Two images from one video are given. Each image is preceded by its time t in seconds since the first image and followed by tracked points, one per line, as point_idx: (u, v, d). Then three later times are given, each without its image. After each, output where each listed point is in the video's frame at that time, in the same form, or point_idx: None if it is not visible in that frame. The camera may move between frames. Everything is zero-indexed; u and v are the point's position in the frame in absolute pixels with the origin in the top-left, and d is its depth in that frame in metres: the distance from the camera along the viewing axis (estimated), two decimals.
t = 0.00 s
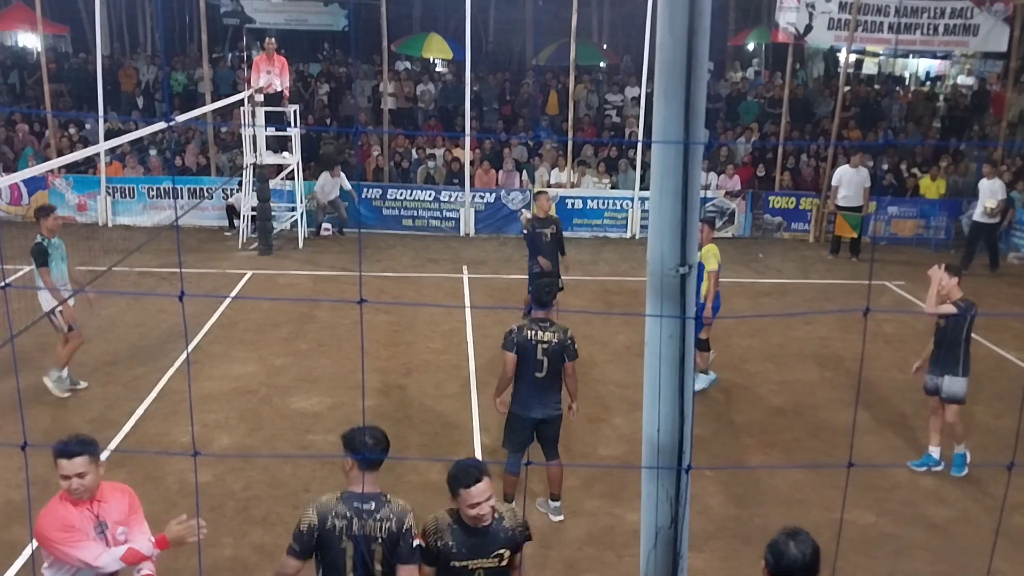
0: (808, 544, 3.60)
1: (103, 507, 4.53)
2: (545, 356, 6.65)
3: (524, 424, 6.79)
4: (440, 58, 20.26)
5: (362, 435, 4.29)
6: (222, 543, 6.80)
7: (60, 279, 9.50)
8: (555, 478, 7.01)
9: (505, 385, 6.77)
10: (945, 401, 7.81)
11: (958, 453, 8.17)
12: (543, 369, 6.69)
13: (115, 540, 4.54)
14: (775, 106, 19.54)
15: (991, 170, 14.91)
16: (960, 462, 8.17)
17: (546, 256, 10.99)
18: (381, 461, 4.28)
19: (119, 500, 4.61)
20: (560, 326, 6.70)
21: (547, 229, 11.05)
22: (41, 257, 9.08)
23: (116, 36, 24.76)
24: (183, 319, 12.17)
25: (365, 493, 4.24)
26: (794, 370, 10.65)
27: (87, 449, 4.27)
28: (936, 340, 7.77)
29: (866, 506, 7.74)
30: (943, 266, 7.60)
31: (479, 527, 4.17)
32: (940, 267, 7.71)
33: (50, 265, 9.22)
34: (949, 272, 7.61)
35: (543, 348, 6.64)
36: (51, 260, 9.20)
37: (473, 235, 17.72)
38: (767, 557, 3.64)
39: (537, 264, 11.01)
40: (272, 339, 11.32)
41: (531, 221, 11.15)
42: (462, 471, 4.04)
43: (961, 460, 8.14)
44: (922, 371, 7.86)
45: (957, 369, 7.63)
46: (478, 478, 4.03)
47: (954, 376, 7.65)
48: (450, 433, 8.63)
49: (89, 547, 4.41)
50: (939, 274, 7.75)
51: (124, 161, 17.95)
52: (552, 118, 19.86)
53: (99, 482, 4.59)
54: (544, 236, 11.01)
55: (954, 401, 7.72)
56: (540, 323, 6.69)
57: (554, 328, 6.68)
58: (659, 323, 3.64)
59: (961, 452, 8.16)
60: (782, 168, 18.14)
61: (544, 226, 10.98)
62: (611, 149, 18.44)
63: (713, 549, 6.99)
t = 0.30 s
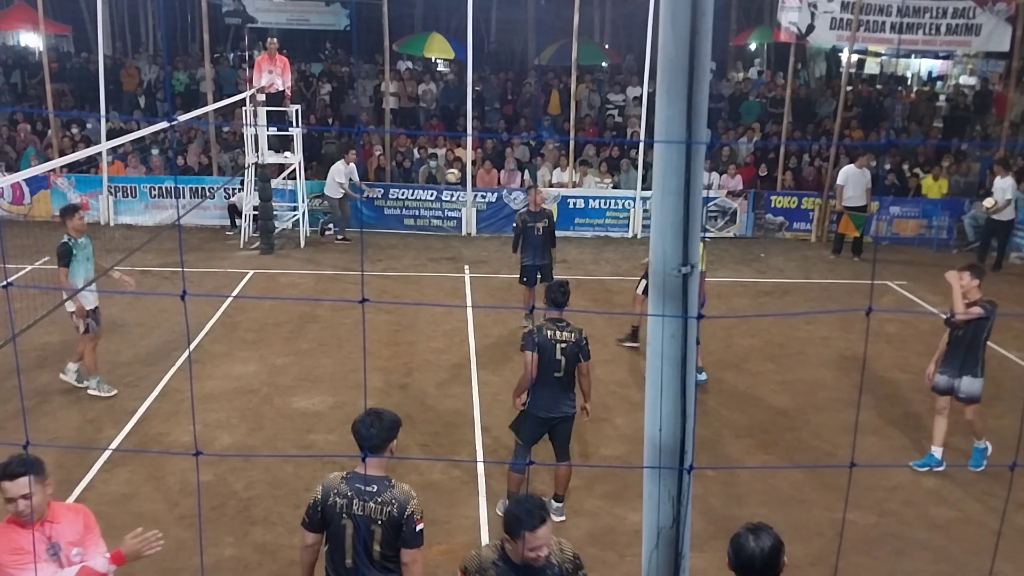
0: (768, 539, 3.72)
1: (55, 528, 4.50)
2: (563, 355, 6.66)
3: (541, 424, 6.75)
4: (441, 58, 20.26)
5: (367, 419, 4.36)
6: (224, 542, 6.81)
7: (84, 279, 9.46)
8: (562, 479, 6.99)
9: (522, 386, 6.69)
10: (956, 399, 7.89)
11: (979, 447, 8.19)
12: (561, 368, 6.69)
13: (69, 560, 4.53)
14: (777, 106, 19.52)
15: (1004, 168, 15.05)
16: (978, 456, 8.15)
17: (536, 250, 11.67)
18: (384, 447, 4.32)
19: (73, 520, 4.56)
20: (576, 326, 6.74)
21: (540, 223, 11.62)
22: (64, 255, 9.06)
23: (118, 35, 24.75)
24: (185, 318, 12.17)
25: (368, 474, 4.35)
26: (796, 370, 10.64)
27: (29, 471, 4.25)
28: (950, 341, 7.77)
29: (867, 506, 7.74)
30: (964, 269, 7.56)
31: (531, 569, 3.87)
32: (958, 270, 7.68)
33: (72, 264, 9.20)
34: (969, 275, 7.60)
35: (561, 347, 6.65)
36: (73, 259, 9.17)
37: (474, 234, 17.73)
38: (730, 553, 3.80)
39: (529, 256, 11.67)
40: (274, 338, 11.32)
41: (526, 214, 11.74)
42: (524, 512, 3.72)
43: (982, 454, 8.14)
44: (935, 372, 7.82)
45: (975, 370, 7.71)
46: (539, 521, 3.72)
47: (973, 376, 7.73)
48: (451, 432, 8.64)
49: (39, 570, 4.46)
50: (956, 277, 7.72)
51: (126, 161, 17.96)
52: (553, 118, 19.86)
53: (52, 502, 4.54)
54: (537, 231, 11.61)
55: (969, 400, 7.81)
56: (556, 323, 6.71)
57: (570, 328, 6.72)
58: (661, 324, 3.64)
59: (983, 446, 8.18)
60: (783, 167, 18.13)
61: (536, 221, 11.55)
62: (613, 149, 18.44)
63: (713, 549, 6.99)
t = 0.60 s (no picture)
0: (765, 537, 3.76)
1: (17, 540, 4.31)
2: (572, 356, 6.66)
3: (550, 423, 6.74)
4: (442, 58, 20.27)
5: (366, 409, 4.39)
6: (225, 542, 6.81)
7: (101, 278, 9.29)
8: (563, 479, 7.00)
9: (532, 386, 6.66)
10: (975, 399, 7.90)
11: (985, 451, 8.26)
12: (569, 368, 6.69)
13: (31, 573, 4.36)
14: (778, 106, 19.52)
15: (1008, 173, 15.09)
16: (983, 459, 8.20)
17: (535, 247, 11.69)
18: (383, 435, 4.36)
19: (36, 531, 4.37)
20: (582, 326, 6.76)
21: (540, 221, 11.64)
22: (79, 254, 8.89)
23: (119, 35, 24.75)
24: (186, 318, 12.17)
25: (367, 463, 4.38)
26: (796, 370, 10.63)
27: None
28: (973, 341, 7.74)
29: (868, 506, 7.73)
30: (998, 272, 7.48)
31: None
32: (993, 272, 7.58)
33: (86, 264, 9.03)
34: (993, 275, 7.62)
35: (568, 348, 6.64)
36: (88, 259, 9.01)
37: (474, 234, 17.73)
38: (728, 551, 3.84)
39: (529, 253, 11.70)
40: (274, 338, 11.32)
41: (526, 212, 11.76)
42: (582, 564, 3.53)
43: (988, 457, 8.19)
44: (956, 373, 7.81)
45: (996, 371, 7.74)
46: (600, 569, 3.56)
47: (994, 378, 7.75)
48: (451, 432, 8.64)
49: None
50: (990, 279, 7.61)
51: (127, 161, 17.97)
52: (554, 118, 19.88)
53: (14, 513, 4.34)
54: (536, 228, 11.64)
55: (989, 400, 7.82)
56: (564, 323, 6.70)
57: (578, 328, 6.71)
58: (661, 324, 3.64)
59: (989, 448, 8.25)
60: (784, 167, 18.13)
61: (536, 219, 11.58)
62: (614, 149, 18.47)
63: (712, 550, 6.99)
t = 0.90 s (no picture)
0: (776, 532, 3.78)
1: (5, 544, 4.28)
2: (573, 355, 6.67)
3: (550, 422, 6.74)
4: (442, 58, 20.27)
5: (362, 396, 4.55)
6: (225, 542, 6.81)
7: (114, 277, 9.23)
8: (563, 479, 7.00)
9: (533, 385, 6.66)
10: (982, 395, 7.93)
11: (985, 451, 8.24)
12: (570, 367, 6.70)
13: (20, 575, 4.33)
14: (778, 105, 19.52)
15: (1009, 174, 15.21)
16: (983, 459, 8.18)
17: (539, 244, 11.68)
18: (382, 421, 4.51)
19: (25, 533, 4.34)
20: (582, 325, 6.76)
21: (543, 218, 11.67)
22: (91, 250, 8.85)
23: (119, 35, 24.75)
24: (186, 319, 12.16)
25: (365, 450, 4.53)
26: (796, 370, 10.62)
27: None
28: (983, 338, 7.75)
29: (868, 506, 7.73)
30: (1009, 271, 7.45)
31: None
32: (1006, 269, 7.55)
33: (97, 260, 8.99)
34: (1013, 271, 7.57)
35: (570, 347, 6.64)
36: (100, 255, 8.97)
37: (475, 234, 17.73)
38: (739, 547, 3.85)
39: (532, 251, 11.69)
40: (275, 338, 11.31)
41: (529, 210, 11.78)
42: None
43: (989, 457, 8.16)
44: (965, 368, 7.84)
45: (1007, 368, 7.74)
46: None
47: (1002, 376, 7.75)
48: (452, 432, 8.64)
49: None
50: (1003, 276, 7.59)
51: (127, 160, 17.97)
52: (554, 118, 19.90)
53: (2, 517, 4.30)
54: (539, 226, 11.66)
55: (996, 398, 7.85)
56: (565, 323, 6.71)
57: (578, 327, 6.72)
58: (662, 324, 3.64)
59: (990, 448, 8.23)
60: (785, 167, 18.13)
61: (540, 216, 11.60)
62: (614, 149, 18.49)
63: (712, 550, 6.98)
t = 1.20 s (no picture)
0: (800, 525, 3.84)
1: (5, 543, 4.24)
2: (573, 356, 6.66)
3: (549, 422, 6.73)
4: (443, 57, 20.28)
5: (386, 383, 4.57)
6: (225, 542, 6.80)
7: (119, 273, 9.22)
8: (562, 479, 7.00)
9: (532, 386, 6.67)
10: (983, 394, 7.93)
11: (985, 451, 8.28)
12: (571, 368, 6.70)
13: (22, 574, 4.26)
14: (778, 105, 19.54)
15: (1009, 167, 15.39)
16: (983, 459, 8.22)
17: (535, 240, 11.71)
18: (405, 407, 4.53)
19: (24, 532, 4.30)
20: (582, 326, 6.75)
21: (540, 215, 11.68)
22: (95, 248, 8.80)
23: (120, 35, 24.76)
24: (186, 319, 12.17)
25: (387, 436, 4.54)
26: (796, 370, 10.62)
27: None
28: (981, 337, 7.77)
29: (869, 506, 7.72)
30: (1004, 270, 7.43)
31: None
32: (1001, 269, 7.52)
33: (101, 258, 8.95)
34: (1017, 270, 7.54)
35: (570, 348, 6.63)
36: (104, 253, 8.92)
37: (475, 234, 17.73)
38: (761, 537, 3.91)
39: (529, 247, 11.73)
40: (275, 338, 11.31)
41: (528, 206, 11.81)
42: None
43: (989, 456, 8.20)
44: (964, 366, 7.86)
45: (1007, 367, 7.72)
46: None
47: (1002, 374, 7.75)
48: (452, 432, 8.64)
49: None
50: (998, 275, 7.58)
51: (128, 160, 17.97)
52: (554, 118, 19.93)
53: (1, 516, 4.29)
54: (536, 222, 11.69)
55: (996, 397, 7.84)
56: (565, 323, 6.70)
57: (578, 329, 6.70)
58: (662, 324, 3.63)
59: (990, 448, 8.26)
60: (785, 167, 18.14)
61: (537, 213, 11.62)
62: (614, 149, 18.50)
63: (712, 549, 6.98)
